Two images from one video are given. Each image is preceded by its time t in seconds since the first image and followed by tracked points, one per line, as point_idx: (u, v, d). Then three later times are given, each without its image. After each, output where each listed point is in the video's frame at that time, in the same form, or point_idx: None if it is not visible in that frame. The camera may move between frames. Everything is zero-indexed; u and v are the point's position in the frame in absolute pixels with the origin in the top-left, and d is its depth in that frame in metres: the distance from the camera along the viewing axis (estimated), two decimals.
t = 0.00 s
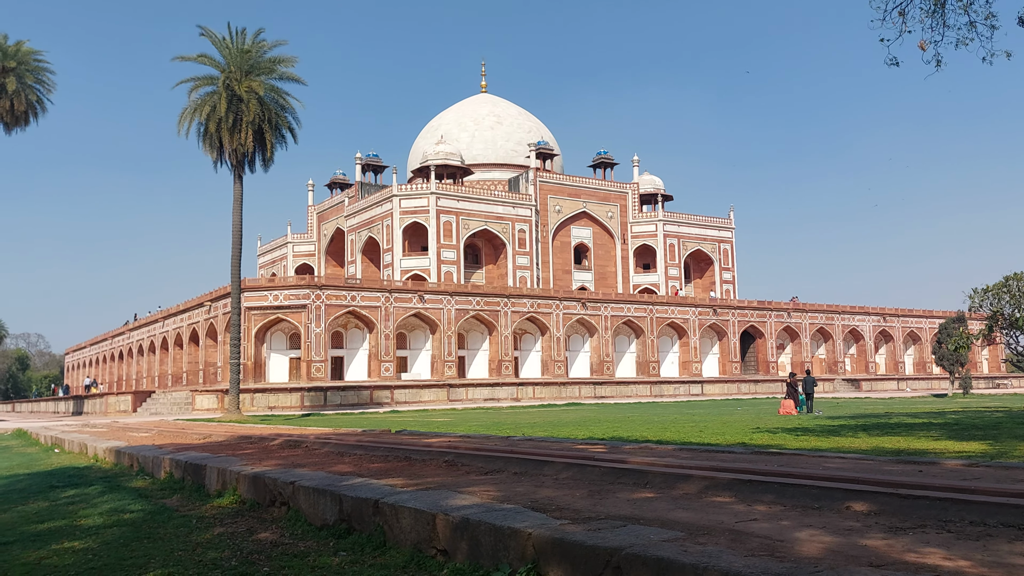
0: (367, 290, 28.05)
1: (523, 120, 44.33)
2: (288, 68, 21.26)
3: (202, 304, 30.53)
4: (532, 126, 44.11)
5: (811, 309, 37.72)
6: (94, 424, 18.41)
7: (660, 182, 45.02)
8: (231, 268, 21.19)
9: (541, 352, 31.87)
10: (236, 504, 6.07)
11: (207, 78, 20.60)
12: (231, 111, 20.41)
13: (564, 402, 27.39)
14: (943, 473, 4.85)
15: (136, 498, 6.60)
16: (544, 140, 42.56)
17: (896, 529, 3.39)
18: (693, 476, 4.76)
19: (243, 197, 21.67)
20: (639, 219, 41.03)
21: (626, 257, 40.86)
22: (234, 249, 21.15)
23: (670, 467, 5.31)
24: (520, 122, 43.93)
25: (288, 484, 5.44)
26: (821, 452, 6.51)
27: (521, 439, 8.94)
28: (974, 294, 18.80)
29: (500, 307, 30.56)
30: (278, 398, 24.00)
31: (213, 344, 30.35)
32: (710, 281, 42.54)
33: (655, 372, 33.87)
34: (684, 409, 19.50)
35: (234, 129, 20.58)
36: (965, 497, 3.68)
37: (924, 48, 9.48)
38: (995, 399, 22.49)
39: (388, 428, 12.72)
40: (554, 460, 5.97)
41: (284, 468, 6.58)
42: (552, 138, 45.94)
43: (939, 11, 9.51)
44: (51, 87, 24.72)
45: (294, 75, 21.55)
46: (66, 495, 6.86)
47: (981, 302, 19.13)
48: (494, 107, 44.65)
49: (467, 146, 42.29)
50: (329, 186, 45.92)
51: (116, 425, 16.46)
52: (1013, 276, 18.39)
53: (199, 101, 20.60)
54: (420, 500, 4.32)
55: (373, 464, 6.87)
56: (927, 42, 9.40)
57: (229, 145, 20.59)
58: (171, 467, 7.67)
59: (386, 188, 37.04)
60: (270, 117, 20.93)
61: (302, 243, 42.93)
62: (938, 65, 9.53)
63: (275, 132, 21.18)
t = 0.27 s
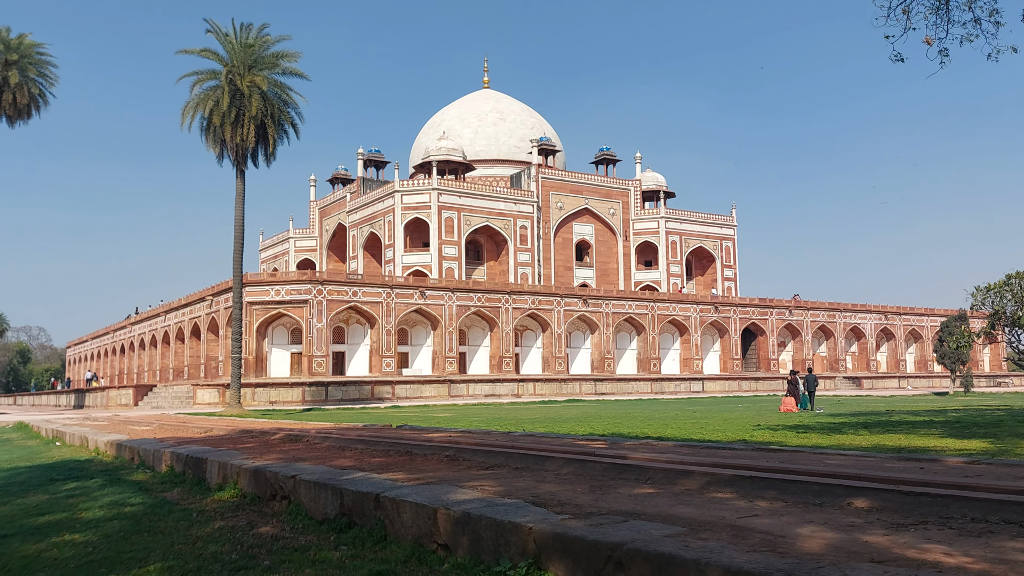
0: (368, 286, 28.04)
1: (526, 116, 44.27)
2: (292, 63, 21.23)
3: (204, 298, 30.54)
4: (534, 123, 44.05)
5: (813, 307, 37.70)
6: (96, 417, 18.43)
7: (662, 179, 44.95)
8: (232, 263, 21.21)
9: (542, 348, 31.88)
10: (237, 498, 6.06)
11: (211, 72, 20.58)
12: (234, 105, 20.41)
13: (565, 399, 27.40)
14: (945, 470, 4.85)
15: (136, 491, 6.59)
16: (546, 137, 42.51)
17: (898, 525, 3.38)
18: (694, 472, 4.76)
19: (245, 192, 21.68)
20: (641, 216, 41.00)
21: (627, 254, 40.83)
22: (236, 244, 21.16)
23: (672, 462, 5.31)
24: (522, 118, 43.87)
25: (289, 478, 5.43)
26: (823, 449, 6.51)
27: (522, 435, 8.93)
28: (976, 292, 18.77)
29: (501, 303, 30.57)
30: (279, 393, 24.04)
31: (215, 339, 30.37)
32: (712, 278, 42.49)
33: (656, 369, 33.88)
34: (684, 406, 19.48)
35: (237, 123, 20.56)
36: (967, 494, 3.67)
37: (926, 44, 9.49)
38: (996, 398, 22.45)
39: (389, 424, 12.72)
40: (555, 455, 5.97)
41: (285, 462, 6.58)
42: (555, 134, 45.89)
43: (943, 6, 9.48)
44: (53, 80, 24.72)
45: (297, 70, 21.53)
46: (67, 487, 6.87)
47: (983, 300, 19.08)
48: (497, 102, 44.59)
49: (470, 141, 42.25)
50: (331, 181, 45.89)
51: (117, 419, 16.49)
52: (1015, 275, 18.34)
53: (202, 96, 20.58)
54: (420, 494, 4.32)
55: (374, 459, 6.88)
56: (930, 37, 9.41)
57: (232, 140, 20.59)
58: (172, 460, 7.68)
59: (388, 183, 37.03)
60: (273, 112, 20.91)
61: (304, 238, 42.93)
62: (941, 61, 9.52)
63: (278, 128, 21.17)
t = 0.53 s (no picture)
0: (372, 281, 28.07)
1: (530, 112, 44.21)
2: (297, 57, 21.22)
3: (209, 292, 30.60)
4: (539, 118, 44.00)
5: (817, 304, 37.65)
6: (101, 411, 18.49)
7: (666, 175, 44.88)
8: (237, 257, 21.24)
9: (546, 344, 31.89)
10: (241, 492, 6.09)
11: (216, 66, 20.58)
12: (240, 100, 20.41)
13: (568, 395, 27.42)
14: (949, 469, 4.85)
15: (141, 484, 6.62)
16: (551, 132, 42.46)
17: (901, 524, 3.39)
18: (698, 470, 4.77)
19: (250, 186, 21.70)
20: (645, 213, 40.95)
21: (632, 251, 40.81)
22: (241, 239, 21.19)
23: (675, 460, 5.32)
24: (527, 114, 43.81)
25: (293, 473, 5.46)
26: (827, 447, 6.50)
27: (525, 431, 8.94)
28: (981, 291, 18.70)
29: (505, 299, 30.59)
30: (283, 387, 24.08)
31: (219, 333, 30.43)
32: (716, 275, 42.45)
33: (659, 366, 33.88)
34: (688, 404, 19.49)
35: (242, 117, 20.57)
36: (970, 493, 3.67)
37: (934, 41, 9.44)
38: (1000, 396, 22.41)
39: (392, 419, 12.74)
40: (558, 451, 5.98)
41: (289, 457, 6.60)
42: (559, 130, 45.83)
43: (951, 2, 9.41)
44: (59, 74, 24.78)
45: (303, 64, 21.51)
46: (72, 481, 6.90)
47: (988, 298, 19.04)
48: (501, 98, 44.54)
49: (474, 137, 42.21)
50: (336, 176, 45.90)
51: (122, 413, 16.53)
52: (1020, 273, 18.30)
53: (208, 90, 20.59)
54: (424, 489, 4.34)
55: (378, 454, 6.90)
56: (938, 35, 9.36)
57: (238, 134, 20.60)
58: (177, 454, 7.71)
59: (392, 178, 37.03)
60: (278, 107, 20.92)
61: (308, 233, 42.96)
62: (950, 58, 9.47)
63: (283, 122, 21.17)
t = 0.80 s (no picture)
0: (377, 280, 28.10)
1: (534, 111, 44.20)
2: (303, 57, 21.24)
3: (213, 291, 30.66)
4: (543, 118, 43.99)
5: (822, 304, 37.59)
6: (106, 409, 18.55)
7: (671, 175, 44.82)
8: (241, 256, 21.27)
9: (550, 344, 31.89)
10: (245, 491, 6.11)
11: (222, 66, 20.61)
12: (245, 99, 20.44)
13: (572, 394, 27.41)
14: (954, 470, 4.83)
15: (146, 483, 6.64)
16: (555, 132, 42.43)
17: (905, 525, 3.39)
18: (702, 470, 4.77)
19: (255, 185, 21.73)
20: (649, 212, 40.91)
21: (636, 250, 40.78)
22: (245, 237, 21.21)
23: (678, 460, 5.32)
24: (531, 113, 43.79)
25: (298, 472, 5.47)
26: (831, 447, 6.49)
27: (529, 430, 8.95)
28: (986, 291, 18.62)
29: (509, 298, 30.60)
30: (287, 386, 24.13)
31: (223, 332, 30.49)
32: (720, 275, 42.39)
33: (663, 366, 33.86)
34: (692, 404, 19.45)
35: (248, 117, 20.61)
36: (975, 495, 3.67)
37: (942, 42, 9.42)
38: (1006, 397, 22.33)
39: (396, 418, 12.74)
40: (562, 451, 5.98)
41: (293, 456, 6.61)
42: (563, 130, 45.81)
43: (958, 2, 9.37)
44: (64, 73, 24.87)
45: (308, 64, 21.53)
46: (78, 479, 6.92)
47: (993, 299, 18.98)
48: (506, 98, 44.52)
49: (478, 136, 42.21)
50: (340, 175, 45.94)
51: (127, 411, 16.58)
52: None
53: (214, 89, 20.63)
54: (427, 488, 4.34)
55: (382, 453, 6.91)
56: (945, 37, 9.34)
57: (243, 133, 20.63)
58: (181, 453, 7.72)
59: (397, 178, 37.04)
60: (283, 106, 20.94)
61: (313, 232, 43.00)
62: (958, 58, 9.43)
63: (288, 122, 21.20)
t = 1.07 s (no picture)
0: (379, 279, 28.12)
1: (537, 110, 44.20)
2: (306, 57, 21.27)
3: (216, 290, 30.69)
4: (545, 117, 43.97)
5: (825, 303, 37.53)
6: (109, 408, 18.58)
7: (673, 174, 44.79)
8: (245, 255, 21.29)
9: (552, 343, 31.88)
10: (247, 490, 6.11)
11: (226, 65, 20.63)
12: (249, 98, 20.45)
13: (575, 393, 27.39)
14: (956, 469, 4.82)
15: (148, 482, 6.65)
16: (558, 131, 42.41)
17: (908, 525, 3.38)
18: (705, 469, 4.76)
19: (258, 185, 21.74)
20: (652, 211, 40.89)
21: (638, 249, 40.75)
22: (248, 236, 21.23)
23: (680, 460, 5.31)
24: (534, 112, 43.78)
25: (300, 470, 5.47)
26: (833, 447, 6.48)
27: (531, 429, 8.94)
28: (989, 291, 18.60)
29: (512, 297, 30.59)
30: (290, 385, 24.16)
31: (226, 331, 30.52)
32: (723, 274, 42.34)
33: (666, 365, 33.82)
34: (695, 402, 19.43)
35: (251, 116, 20.63)
36: (977, 495, 3.66)
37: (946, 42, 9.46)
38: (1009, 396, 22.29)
39: (399, 417, 12.75)
40: (564, 450, 5.98)
41: (295, 455, 6.61)
42: (566, 129, 45.79)
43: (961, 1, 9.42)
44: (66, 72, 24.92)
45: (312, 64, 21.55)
46: (80, 478, 6.93)
47: (996, 298, 18.94)
48: (508, 96, 44.51)
49: (481, 135, 42.21)
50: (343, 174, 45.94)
51: (130, 409, 16.60)
52: None
53: (217, 88, 20.64)
54: (429, 488, 4.34)
55: (384, 452, 6.91)
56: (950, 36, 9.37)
57: (246, 132, 20.64)
58: (184, 452, 7.73)
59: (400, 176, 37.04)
60: (287, 106, 20.96)
61: (316, 231, 43.02)
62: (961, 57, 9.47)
63: (291, 121, 21.22)
